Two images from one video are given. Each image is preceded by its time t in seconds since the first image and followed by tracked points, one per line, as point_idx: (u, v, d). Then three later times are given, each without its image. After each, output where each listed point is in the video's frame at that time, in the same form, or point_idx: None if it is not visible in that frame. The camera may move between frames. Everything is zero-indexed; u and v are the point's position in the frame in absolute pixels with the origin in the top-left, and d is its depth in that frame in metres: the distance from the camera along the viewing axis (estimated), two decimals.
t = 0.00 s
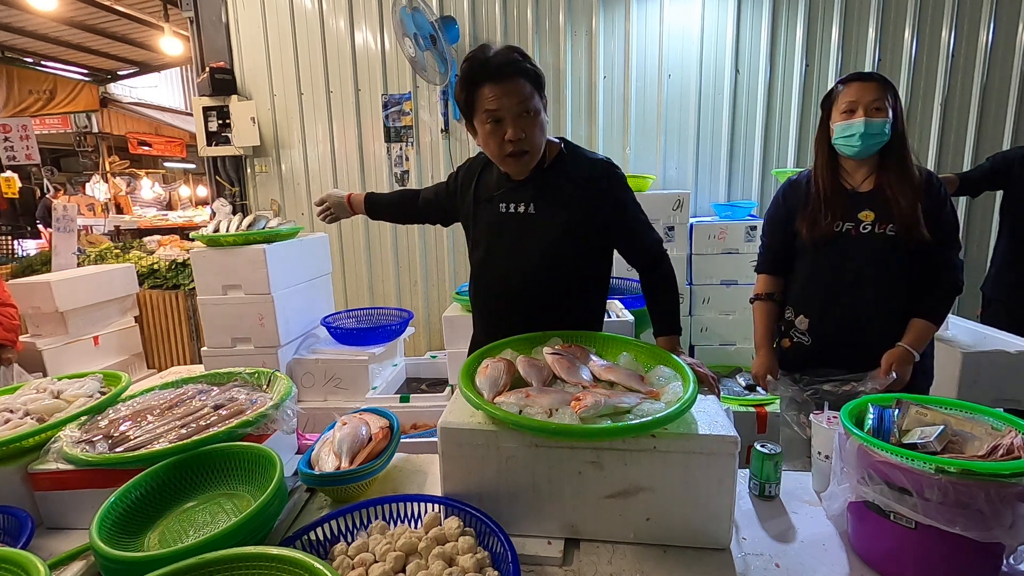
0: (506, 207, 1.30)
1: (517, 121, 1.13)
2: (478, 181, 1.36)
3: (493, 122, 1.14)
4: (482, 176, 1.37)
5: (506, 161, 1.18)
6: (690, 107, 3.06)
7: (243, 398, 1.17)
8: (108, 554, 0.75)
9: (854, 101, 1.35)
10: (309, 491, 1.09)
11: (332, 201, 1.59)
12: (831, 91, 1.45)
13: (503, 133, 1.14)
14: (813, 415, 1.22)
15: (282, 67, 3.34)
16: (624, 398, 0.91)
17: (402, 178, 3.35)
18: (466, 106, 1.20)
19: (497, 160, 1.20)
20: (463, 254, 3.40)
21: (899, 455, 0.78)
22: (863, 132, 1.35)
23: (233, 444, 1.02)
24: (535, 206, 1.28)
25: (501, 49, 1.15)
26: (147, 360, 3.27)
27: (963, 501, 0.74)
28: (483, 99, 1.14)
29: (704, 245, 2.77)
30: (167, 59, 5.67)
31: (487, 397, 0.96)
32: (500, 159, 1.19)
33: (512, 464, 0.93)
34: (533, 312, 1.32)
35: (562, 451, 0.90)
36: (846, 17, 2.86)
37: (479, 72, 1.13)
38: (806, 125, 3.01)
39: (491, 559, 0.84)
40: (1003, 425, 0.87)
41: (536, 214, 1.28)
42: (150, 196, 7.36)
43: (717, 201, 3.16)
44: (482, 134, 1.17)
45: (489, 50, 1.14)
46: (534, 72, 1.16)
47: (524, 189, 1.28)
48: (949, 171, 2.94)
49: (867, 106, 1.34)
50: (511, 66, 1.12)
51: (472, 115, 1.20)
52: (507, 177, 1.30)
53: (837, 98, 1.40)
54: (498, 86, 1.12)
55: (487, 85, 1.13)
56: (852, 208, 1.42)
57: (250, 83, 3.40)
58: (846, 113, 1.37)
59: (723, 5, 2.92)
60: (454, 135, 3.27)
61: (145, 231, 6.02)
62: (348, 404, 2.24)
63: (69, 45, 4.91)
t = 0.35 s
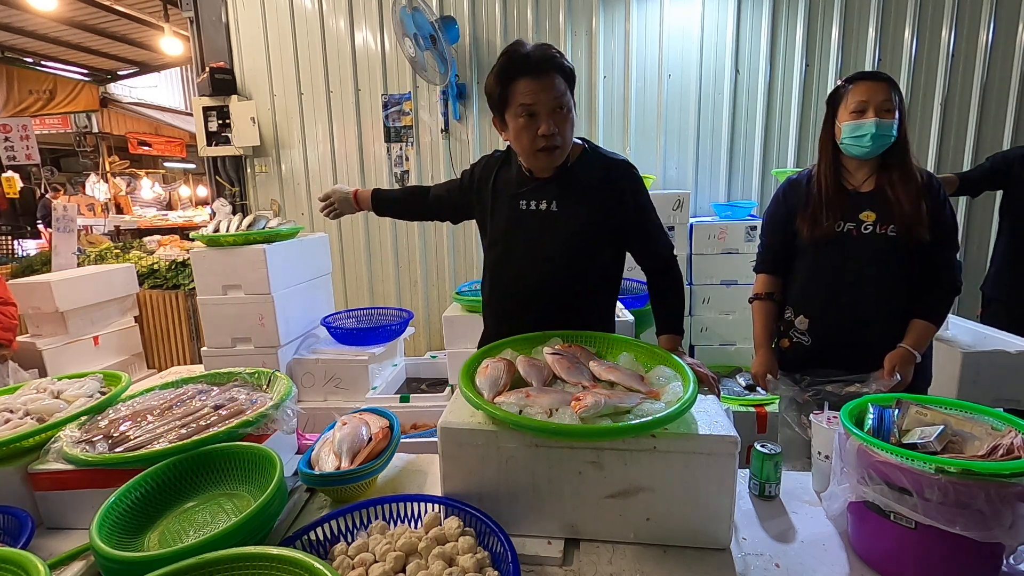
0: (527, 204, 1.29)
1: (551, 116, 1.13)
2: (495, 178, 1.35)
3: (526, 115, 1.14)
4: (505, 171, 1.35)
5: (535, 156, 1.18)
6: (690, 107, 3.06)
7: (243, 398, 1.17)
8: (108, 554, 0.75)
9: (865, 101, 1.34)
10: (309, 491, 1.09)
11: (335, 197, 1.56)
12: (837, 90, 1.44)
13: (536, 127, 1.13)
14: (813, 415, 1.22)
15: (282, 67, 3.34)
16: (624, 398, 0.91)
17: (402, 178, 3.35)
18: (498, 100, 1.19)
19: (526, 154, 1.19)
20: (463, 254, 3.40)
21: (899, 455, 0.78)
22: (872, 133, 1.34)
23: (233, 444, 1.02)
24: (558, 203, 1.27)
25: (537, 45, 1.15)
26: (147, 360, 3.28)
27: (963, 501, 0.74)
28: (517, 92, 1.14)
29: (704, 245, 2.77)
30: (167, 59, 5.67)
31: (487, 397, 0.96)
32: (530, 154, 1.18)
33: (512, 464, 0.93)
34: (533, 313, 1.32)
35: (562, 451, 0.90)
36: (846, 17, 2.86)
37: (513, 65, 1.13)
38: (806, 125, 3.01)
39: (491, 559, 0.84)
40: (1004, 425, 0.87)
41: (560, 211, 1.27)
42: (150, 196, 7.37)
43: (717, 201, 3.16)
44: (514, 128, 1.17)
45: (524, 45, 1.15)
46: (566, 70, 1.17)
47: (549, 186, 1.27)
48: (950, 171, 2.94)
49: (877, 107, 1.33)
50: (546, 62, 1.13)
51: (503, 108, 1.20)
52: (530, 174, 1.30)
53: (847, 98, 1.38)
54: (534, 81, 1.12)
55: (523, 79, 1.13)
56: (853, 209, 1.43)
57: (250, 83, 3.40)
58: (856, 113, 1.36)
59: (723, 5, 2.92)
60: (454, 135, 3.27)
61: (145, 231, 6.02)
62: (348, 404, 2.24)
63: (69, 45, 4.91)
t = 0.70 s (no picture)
0: (537, 203, 1.29)
1: (567, 112, 1.13)
2: (504, 178, 1.35)
3: (542, 110, 1.13)
4: (513, 168, 1.35)
5: (550, 152, 1.17)
6: (690, 107, 3.06)
7: (243, 398, 1.17)
8: (108, 554, 0.75)
9: (878, 104, 1.33)
10: (309, 491, 1.09)
11: (333, 202, 1.55)
12: (840, 91, 1.43)
13: (552, 122, 1.13)
14: (813, 415, 1.23)
15: (282, 67, 3.34)
16: (624, 398, 0.91)
17: (402, 178, 3.35)
18: (513, 95, 1.18)
19: (540, 150, 1.19)
20: (463, 254, 3.40)
21: (899, 455, 0.78)
22: (884, 137, 1.33)
23: (233, 444, 1.02)
24: (568, 201, 1.27)
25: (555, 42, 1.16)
26: (147, 360, 3.28)
27: (963, 501, 0.74)
28: (534, 87, 1.14)
29: (704, 245, 2.77)
30: (167, 59, 5.67)
31: (487, 397, 0.96)
32: (543, 150, 1.18)
33: (512, 464, 0.93)
34: (535, 313, 1.32)
35: (562, 451, 0.90)
36: (846, 17, 2.86)
37: (532, 60, 1.13)
38: (806, 125, 3.01)
39: (491, 559, 0.84)
40: (1004, 425, 0.87)
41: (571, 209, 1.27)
42: (150, 196, 7.37)
43: (717, 200, 3.16)
44: (529, 123, 1.16)
45: (543, 41, 1.15)
46: (582, 68, 1.17)
47: (560, 184, 1.27)
48: (949, 171, 2.94)
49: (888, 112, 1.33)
50: (565, 59, 1.13)
51: (517, 103, 1.19)
52: (539, 173, 1.29)
53: (858, 99, 1.37)
54: (551, 76, 1.12)
55: (540, 74, 1.13)
56: (855, 208, 1.42)
57: (250, 83, 3.40)
58: (868, 116, 1.34)
59: (723, 5, 2.92)
60: (454, 135, 3.27)
61: (145, 232, 6.02)
62: (348, 404, 2.24)
63: (69, 45, 4.91)
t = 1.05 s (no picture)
0: (542, 203, 1.29)
1: (577, 110, 1.13)
2: (507, 178, 1.35)
3: (552, 108, 1.13)
4: (516, 168, 1.35)
5: (557, 150, 1.17)
6: (690, 107, 3.06)
7: (243, 398, 1.17)
8: (108, 553, 0.75)
9: (875, 111, 1.32)
10: (309, 491, 1.09)
11: (336, 201, 1.53)
12: (840, 92, 1.41)
13: (562, 121, 1.13)
14: (813, 415, 1.24)
15: (282, 67, 3.34)
16: (624, 398, 0.91)
17: (402, 178, 3.35)
18: (522, 91, 1.18)
19: (547, 148, 1.18)
20: (463, 254, 3.40)
21: (899, 455, 0.78)
22: (878, 145, 1.34)
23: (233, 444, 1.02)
24: (574, 201, 1.27)
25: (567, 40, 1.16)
26: (147, 360, 3.28)
27: (963, 500, 0.74)
28: (544, 84, 1.13)
29: (705, 245, 2.77)
30: (167, 59, 5.67)
31: (487, 397, 0.96)
32: (550, 148, 1.18)
33: (512, 464, 0.93)
34: (537, 313, 1.32)
35: (562, 451, 0.90)
36: (846, 17, 2.86)
37: (544, 57, 1.13)
38: (806, 125, 3.01)
39: (491, 559, 0.84)
40: (1004, 425, 0.87)
41: (577, 209, 1.27)
42: (150, 196, 7.39)
43: (717, 200, 3.16)
44: (538, 120, 1.16)
45: (554, 38, 1.15)
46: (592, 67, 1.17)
47: (566, 184, 1.27)
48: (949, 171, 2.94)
49: (884, 120, 1.31)
50: (576, 58, 1.14)
51: (526, 99, 1.19)
52: (544, 172, 1.30)
53: (857, 103, 1.34)
54: (562, 74, 1.12)
55: (551, 71, 1.13)
56: (857, 207, 1.42)
57: (250, 83, 3.40)
58: (864, 122, 1.33)
59: (723, 5, 2.92)
60: (454, 135, 3.27)
61: (145, 232, 6.02)
62: (348, 404, 2.24)
63: (69, 45, 4.91)
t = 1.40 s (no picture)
0: (544, 203, 1.29)
1: (583, 110, 1.13)
2: (507, 179, 1.35)
3: (558, 107, 1.13)
4: (516, 168, 1.35)
5: (562, 150, 1.17)
6: (690, 107, 3.06)
7: (243, 398, 1.17)
8: (108, 553, 0.75)
9: (875, 124, 1.30)
10: (309, 491, 1.09)
11: (336, 202, 1.52)
12: (843, 100, 1.37)
13: (568, 121, 1.13)
14: (813, 415, 1.24)
15: (282, 67, 3.34)
16: (624, 398, 0.91)
17: (402, 178, 3.35)
18: (528, 90, 1.17)
19: (552, 147, 1.19)
20: (463, 254, 3.40)
21: (899, 455, 0.78)
22: (876, 156, 1.34)
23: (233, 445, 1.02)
24: (576, 202, 1.27)
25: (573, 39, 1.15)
26: (147, 360, 3.28)
27: (963, 501, 0.74)
28: (550, 83, 1.13)
29: (705, 245, 2.76)
30: (167, 59, 5.67)
31: (487, 397, 0.96)
32: (555, 148, 1.18)
33: (513, 464, 0.93)
34: (538, 313, 1.32)
35: (562, 452, 0.90)
36: (846, 17, 2.86)
37: (551, 56, 1.13)
38: (806, 125, 3.01)
39: (491, 559, 0.84)
40: (1004, 425, 0.87)
41: (579, 209, 1.27)
42: (150, 196, 7.40)
43: (717, 200, 3.16)
44: (543, 119, 1.16)
45: (560, 36, 1.15)
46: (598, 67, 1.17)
47: (568, 185, 1.27)
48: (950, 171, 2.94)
49: (883, 132, 1.31)
50: (582, 57, 1.14)
51: (531, 98, 1.18)
52: (547, 172, 1.30)
53: (858, 114, 1.32)
54: (569, 73, 1.12)
55: (557, 70, 1.12)
56: (859, 208, 1.42)
57: (250, 83, 3.40)
58: (863, 134, 1.32)
59: (723, 5, 2.92)
60: (454, 135, 3.27)
61: (144, 232, 6.02)
62: (348, 404, 2.24)
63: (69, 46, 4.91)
